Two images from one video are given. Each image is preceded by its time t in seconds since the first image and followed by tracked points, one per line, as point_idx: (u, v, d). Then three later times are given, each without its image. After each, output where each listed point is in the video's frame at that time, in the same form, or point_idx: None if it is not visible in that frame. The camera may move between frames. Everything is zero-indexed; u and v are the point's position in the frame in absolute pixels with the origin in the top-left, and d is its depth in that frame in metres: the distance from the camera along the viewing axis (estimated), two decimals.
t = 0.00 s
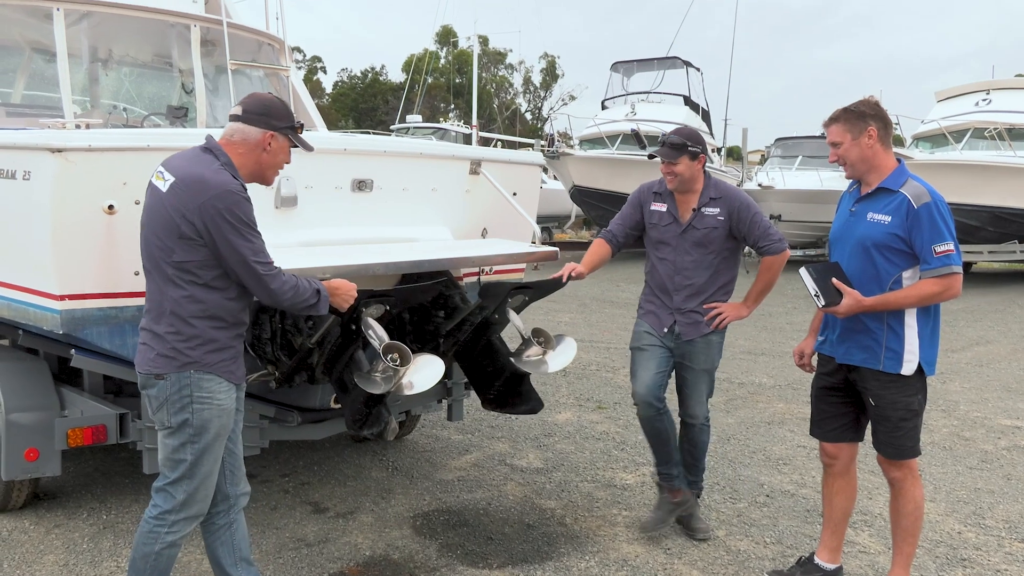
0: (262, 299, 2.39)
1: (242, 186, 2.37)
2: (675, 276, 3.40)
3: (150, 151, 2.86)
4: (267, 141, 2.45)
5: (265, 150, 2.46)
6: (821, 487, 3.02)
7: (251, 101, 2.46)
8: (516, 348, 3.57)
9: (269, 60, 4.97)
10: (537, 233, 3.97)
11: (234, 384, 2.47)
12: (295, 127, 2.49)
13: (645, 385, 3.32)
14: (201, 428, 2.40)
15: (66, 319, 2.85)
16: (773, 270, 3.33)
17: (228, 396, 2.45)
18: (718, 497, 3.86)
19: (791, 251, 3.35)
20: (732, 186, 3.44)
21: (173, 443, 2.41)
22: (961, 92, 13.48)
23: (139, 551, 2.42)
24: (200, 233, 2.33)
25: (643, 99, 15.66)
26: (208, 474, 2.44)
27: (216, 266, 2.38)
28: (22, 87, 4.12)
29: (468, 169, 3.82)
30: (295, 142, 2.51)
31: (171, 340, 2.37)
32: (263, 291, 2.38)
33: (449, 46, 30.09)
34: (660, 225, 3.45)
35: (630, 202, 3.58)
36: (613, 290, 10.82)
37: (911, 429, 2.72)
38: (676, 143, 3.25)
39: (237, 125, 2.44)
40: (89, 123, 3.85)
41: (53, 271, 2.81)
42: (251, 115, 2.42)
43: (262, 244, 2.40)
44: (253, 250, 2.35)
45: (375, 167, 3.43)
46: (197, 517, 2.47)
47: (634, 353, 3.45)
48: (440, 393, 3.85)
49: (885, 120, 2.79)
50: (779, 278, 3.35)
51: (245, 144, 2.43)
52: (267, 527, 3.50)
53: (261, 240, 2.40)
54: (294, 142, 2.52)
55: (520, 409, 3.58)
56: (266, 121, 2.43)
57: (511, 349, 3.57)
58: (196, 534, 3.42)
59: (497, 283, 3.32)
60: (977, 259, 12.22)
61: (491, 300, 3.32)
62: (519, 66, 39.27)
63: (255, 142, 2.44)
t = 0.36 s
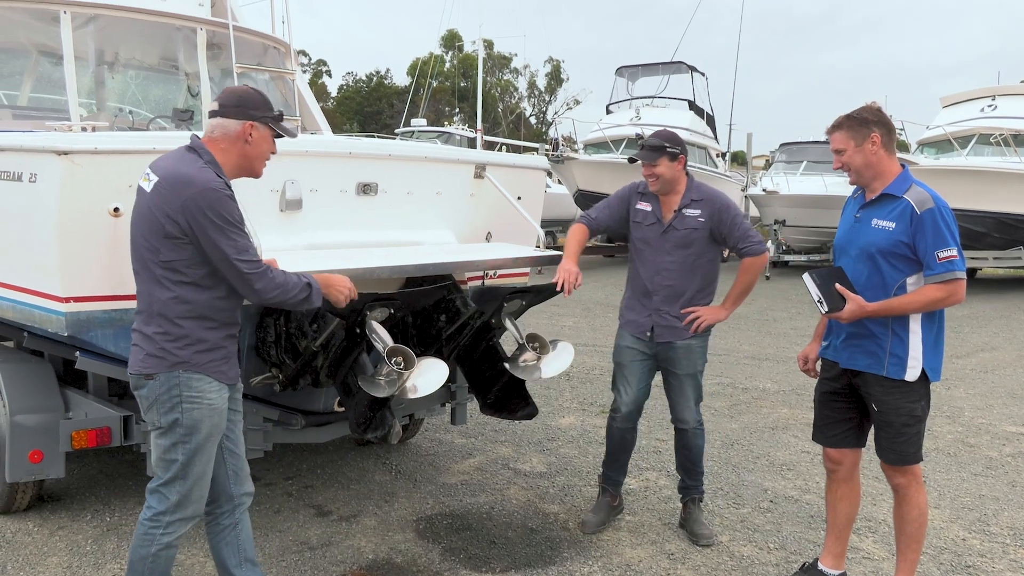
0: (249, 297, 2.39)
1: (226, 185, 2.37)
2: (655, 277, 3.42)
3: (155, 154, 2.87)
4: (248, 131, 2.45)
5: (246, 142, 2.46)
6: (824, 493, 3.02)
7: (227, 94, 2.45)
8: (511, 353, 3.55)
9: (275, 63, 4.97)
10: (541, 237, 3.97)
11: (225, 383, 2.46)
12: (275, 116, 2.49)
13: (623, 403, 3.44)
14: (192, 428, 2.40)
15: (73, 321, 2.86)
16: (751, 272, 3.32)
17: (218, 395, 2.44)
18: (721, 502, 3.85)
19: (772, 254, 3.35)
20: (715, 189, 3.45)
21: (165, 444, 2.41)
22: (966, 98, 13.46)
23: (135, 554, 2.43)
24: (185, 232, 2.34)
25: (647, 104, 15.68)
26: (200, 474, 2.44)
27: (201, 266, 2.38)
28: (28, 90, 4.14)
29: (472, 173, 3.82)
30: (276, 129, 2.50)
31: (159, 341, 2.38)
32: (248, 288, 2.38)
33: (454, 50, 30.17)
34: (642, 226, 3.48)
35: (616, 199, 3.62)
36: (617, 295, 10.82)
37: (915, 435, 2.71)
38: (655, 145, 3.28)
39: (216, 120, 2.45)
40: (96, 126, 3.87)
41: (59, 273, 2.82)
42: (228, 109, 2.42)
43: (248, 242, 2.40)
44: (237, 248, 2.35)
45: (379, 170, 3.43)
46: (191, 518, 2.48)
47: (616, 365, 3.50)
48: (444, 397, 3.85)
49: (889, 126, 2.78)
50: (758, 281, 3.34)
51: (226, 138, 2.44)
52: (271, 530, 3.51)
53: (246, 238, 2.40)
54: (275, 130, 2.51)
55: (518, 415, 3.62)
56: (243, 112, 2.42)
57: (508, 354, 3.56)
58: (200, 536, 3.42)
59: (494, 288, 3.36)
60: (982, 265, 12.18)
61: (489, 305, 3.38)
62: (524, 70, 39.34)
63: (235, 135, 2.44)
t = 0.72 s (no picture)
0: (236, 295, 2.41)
1: (207, 182, 2.38)
2: (622, 276, 3.43)
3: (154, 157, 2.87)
4: (221, 123, 2.45)
5: (220, 134, 2.46)
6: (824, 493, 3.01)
7: (194, 89, 2.45)
8: (506, 357, 3.55)
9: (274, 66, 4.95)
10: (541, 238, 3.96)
11: (205, 384, 2.46)
12: (245, 105, 2.48)
13: (604, 404, 3.52)
14: (170, 429, 2.39)
15: (72, 324, 2.86)
16: (711, 266, 3.46)
17: (197, 396, 2.44)
18: (722, 503, 3.85)
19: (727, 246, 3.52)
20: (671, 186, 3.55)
21: (142, 444, 2.41)
22: (965, 98, 13.48)
23: (118, 559, 2.42)
24: (168, 231, 2.34)
25: (646, 105, 15.70)
26: (177, 475, 2.43)
27: (184, 265, 2.39)
28: (27, 93, 4.13)
29: (472, 174, 3.82)
30: (248, 118, 2.50)
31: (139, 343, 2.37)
32: (233, 285, 2.39)
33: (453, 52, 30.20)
34: (605, 225, 3.48)
35: (573, 199, 3.58)
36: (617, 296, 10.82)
37: (914, 434, 2.71)
38: (620, 140, 3.36)
39: (186, 117, 2.44)
40: (95, 129, 3.87)
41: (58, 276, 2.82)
42: (197, 104, 2.42)
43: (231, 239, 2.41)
44: (222, 244, 2.37)
45: (379, 172, 3.43)
46: (169, 518, 2.48)
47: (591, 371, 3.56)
48: (443, 399, 3.86)
49: (877, 128, 2.79)
50: (716, 274, 3.48)
51: (200, 132, 2.44)
52: (271, 532, 3.50)
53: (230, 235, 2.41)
54: (246, 119, 2.51)
55: (512, 418, 3.65)
56: (212, 104, 2.41)
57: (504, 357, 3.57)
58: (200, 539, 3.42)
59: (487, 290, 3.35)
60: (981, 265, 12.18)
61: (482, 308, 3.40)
62: (523, 72, 39.37)
63: (208, 128, 2.44)
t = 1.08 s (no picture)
0: (220, 284, 2.39)
1: (180, 175, 2.37)
2: (612, 277, 3.46)
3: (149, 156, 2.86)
4: (201, 124, 2.45)
5: (199, 135, 2.46)
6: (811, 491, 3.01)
7: (182, 87, 2.45)
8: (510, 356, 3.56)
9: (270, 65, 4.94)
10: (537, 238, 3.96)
11: (187, 383, 2.47)
12: (229, 112, 2.48)
13: (603, 402, 3.49)
14: (152, 428, 2.41)
15: (67, 323, 2.85)
16: (695, 259, 3.56)
17: (179, 396, 2.45)
18: (718, 503, 3.85)
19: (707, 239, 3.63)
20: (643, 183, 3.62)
21: (122, 445, 2.41)
22: (961, 99, 13.51)
23: (101, 561, 2.44)
24: (143, 225, 2.34)
25: (642, 105, 15.71)
26: (158, 474, 2.45)
27: (162, 259, 2.38)
28: (22, 91, 4.12)
29: (468, 174, 3.82)
30: (230, 125, 2.50)
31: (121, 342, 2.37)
32: (214, 274, 2.38)
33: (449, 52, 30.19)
34: (590, 227, 3.48)
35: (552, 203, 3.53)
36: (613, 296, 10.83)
37: (879, 430, 2.72)
38: (598, 142, 3.36)
39: (170, 112, 2.44)
40: (90, 127, 3.86)
41: (52, 276, 2.81)
42: (182, 101, 2.42)
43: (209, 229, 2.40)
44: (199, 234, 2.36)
45: (375, 171, 3.43)
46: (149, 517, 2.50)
47: (586, 370, 3.53)
48: (440, 398, 3.86)
49: (870, 128, 2.81)
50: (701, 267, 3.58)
51: (179, 129, 2.43)
52: (267, 532, 3.50)
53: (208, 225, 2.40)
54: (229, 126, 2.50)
55: (516, 416, 3.61)
56: (197, 104, 2.42)
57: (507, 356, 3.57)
58: (196, 539, 3.41)
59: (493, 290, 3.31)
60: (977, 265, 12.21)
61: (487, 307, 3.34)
62: (519, 72, 39.38)
63: (189, 127, 2.43)
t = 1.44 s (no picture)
0: (204, 271, 2.40)
1: (165, 166, 2.43)
2: (621, 279, 3.46)
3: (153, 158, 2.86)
4: (178, 121, 2.48)
5: (178, 131, 2.49)
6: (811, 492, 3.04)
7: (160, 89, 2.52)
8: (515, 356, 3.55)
9: (273, 66, 4.94)
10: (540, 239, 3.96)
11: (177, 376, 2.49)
12: (207, 106, 2.51)
13: (626, 391, 3.35)
14: (147, 423, 2.43)
15: (71, 324, 2.86)
16: (696, 260, 3.61)
17: (171, 391, 2.48)
18: (722, 504, 3.85)
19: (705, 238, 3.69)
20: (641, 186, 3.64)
21: (118, 442, 2.43)
22: (965, 99, 13.47)
23: (102, 558, 2.44)
24: (130, 215, 2.38)
25: (646, 105, 15.70)
26: (155, 469, 2.47)
27: (148, 248, 2.41)
28: (27, 94, 4.13)
29: (472, 175, 3.82)
30: (209, 120, 2.52)
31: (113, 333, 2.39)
32: (199, 258, 2.39)
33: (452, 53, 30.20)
34: (594, 233, 3.47)
35: (556, 206, 3.47)
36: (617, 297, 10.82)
37: (838, 422, 2.74)
38: (613, 151, 3.33)
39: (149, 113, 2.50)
40: (94, 130, 3.86)
41: (56, 277, 2.82)
42: (158, 101, 2.47)
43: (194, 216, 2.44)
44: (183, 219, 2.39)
45: (378, 173, 3.43)
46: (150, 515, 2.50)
47: (603, 359, 3.43)
48: (443, 400, 3.85)
49: (858, 132, 2.80)
50: (700, 266, 3.64)
51: (158, 129, 2.48)
52: (271, 533, 3.50)
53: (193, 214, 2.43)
54: (207, 121, 2.52)
55: (521, 417, 3.65)
56: (171, 102, 2.47)
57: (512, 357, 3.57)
58: (200, 540, 3.42)
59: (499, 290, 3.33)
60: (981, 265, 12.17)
61: (494, 308, 3.34)
62: (523, 73, 39.39)
63: (167, 125, 2.48)
